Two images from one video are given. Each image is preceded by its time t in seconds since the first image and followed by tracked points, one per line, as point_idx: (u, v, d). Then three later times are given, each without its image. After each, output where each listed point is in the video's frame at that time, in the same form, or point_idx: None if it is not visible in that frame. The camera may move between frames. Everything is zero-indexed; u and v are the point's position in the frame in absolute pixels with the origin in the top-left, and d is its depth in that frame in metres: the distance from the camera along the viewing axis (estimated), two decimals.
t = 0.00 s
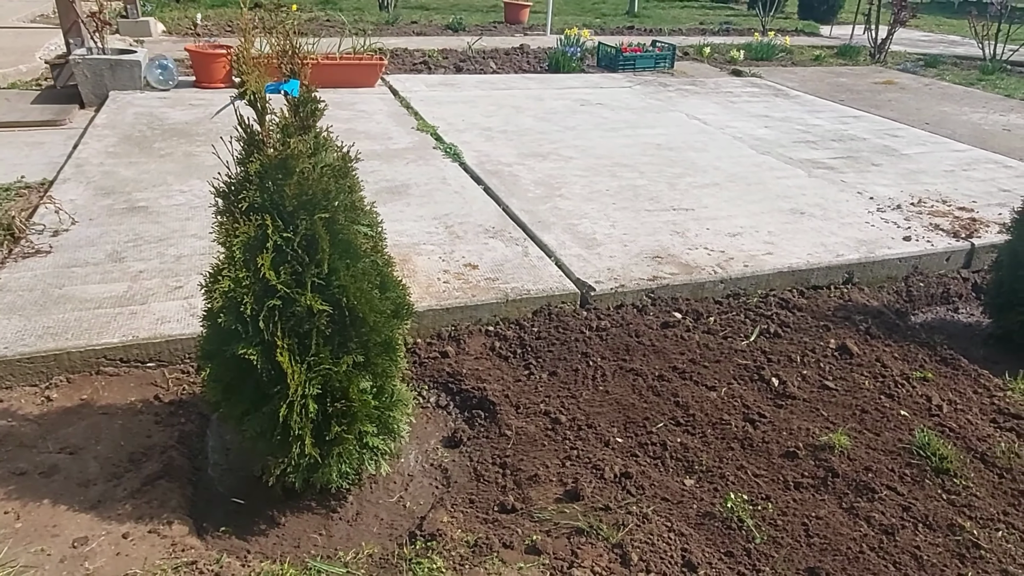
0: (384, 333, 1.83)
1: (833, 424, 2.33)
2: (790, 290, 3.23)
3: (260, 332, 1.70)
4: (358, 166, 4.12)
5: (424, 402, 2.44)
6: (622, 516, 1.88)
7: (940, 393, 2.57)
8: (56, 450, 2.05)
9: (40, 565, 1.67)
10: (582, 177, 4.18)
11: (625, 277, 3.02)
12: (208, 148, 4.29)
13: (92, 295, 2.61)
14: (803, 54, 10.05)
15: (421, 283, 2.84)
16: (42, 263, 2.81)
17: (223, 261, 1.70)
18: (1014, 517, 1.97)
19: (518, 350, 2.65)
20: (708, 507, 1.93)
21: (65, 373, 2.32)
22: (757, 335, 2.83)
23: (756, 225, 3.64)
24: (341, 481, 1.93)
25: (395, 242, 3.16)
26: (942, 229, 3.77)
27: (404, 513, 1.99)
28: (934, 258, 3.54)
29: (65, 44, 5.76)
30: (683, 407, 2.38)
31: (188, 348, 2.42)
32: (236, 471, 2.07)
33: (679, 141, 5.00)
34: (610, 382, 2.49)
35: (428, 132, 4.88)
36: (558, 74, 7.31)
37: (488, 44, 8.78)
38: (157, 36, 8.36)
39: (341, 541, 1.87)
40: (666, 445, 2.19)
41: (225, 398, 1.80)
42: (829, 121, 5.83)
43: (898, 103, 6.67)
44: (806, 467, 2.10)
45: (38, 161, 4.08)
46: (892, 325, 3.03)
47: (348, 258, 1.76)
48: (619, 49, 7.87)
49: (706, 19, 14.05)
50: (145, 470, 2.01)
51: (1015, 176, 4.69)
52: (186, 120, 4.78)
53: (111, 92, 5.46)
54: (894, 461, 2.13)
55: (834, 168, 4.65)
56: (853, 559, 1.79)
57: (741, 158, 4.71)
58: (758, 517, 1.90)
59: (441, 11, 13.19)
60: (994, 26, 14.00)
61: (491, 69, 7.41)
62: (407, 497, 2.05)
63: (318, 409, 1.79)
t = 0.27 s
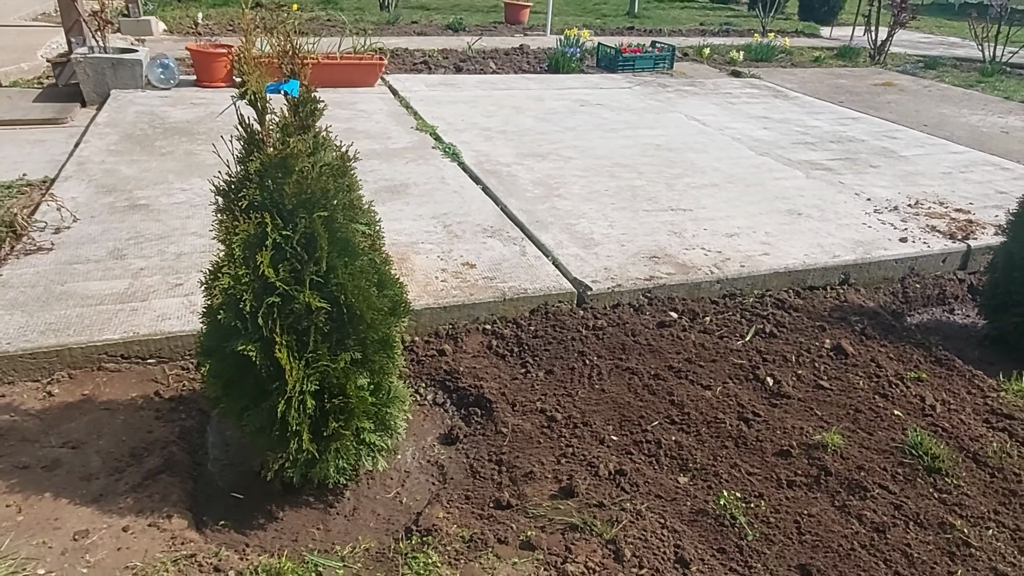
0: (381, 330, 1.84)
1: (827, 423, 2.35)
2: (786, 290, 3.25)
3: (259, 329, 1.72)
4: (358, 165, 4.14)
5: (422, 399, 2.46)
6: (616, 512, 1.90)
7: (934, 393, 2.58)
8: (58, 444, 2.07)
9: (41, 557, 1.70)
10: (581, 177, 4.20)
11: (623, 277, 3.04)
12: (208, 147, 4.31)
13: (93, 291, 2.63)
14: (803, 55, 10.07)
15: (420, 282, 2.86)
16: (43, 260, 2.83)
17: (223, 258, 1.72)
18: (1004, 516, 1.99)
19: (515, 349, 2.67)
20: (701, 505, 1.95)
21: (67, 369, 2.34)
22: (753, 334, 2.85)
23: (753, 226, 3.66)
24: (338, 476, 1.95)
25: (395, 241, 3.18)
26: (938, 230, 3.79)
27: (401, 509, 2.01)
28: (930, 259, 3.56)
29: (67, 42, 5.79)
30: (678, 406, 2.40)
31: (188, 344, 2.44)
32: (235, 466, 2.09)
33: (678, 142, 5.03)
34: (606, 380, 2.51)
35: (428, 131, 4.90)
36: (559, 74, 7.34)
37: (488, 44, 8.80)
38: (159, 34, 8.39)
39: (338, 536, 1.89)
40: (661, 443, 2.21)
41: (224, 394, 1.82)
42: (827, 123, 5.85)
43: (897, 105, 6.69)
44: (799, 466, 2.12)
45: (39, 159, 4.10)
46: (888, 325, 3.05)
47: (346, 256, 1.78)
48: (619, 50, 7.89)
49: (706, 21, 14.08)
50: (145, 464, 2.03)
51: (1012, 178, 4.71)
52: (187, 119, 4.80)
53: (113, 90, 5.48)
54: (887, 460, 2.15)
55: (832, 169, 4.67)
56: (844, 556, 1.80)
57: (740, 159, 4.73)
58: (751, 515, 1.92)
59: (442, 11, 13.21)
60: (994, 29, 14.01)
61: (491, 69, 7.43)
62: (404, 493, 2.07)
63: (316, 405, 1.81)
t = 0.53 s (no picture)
0: (376, 331, 1.85)
1: (820, 425, 2.36)
2: (782, 292, 3.26)
3: (254, 329, 1.72)
4: (357, 166, 4.16)
5: (418, 400, 2.48)
6: (608, 513, 1.91)
7: (928, 396, 2.59)
8: (55, 442, 2.08)
9: (37, 554, 1.71)
10: (579, 179, 4.21)
11: (619, 278, 3.06)
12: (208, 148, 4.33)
13: (92, 291, 2.64)
14: (803, 57, 10.09)
15: (416, 282, 2.87)
16: (43, 259, 2.84)
17: (218, 259, 1.73)
18: (996, 518, 1.99)
19: (511, 350, 2.69)
20: (694, 506, 1.96)
21: (65, 368, 2.36)
22: (748, 336, 2.86)
23: (750, 228, 3.67)
24: (333, 476, 1.96)
25: (392, 242, 3.20)
26: (935, 233, 3.80)
27: (396, 508, 2.02)
28: (927, 262, 3.57)
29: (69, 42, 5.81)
30: (672, 408, 2.41)
31: (186, 344, 2.45)
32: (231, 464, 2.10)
33: (676, 144, 5.04)
34: (600, 381, 2.52)
35: (427, 132, 4.92)
36: (558, 76, 7.35)
37: (489, 45, 8.82)
38: (160, 34, 8.41)
39: (332, 535, 1.91)
40: (654, 445, 2.23)
41: (219, 393, 1.83)
42: (826, 125, 5.86)
43: (896, 107, 6.69)
44: (792, 467, 2.13)
45: (40, 158, 4.12)
46: (883, 328, 3.06)
47: (341, 258, 1.79)
48: (619, 51, 7.91)
49: (707, 22, 14.09)
50: (142, 463, 2.05)
51: (1010, 181, 4.71)
52: (187, 119, 4.82)
53: (113, 90, 5.50)
54: (879, 462, 2.15)
55: (830, 171, 4.68)
56: (835, 557, 1.81)
57: (738, 162, 4.74)
58: (742, 516, 1.93)
59: (443, 11, 13.24)
60: (995, 31, 14.02)
61: (491, 70, 7.45)
62: (398, 492, 2.08)
63: (310, 404, 1.82)
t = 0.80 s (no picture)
0: (363, 334, 1.85)
1: (809, 428, 2.36)
2: (774, 295, 3.27)
3: (241, 332, 1.73)
4: (352, 167, 4.17)
5: (408, 402, 2.49)
6: (594, 516, 1.92)
7: (918, 399, 2.59)
8: (45, 443, 2.10)
9: (25, 554, 1.72)
10: (573, 181, 4.23)
11: (610, 280, 3.06)
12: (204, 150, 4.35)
13: (84, 292, 2.65)
14: (802, 58, 10.09)
15: (408, 284, 2.88)
16: (36, 261, 2.86)
17: (206, 262, 1.73)
18: (982, 523, 1.99)
19: (501, 352, 2.70)
20: (679, 509, 1.97)
21: (57, 369, 2.37)
22: (739, 339, 2.87)
23: (742, 230, 3.68)
24: (320, 477, 1.96)
25: (385, 244, 3.21)
26: (929, 236, 3.80)
27: (383, 510, 2.03)
28: (920, 264, 3.57)
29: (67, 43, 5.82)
30: (661, 410, 2.42)
31: (177, 345, 2.46)
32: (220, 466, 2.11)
33: (672, 146, 5.05)
34: (590, 383, 2.53)
35: (423, 134, 4.93)
36: (556, 77, 7.37)
37: (487, 47, 8.83)
38: (160, 35, 8.43)
39: (319, 537, 1.92)
40: (642, 447, 2.23)
41: (208, 395, 1.84)
42: (823, 126, 5.86)
43: (893, 109, 6.70)
44: (779, 470, 2.13)
45: (36, 159, 4.14)
46: (874, 331, 3.07)
47: (329, 261, 1.80)
48: (616, 52, 7.92)
49: (706, 23, 14.10)
50: (131, 464, 2.06)
51: (1006, 183, 4.71)
52: (183, 120, 4.84)
53: (111, 91, 5.51)
54: (866, 466, 2.16)
55: (825, 173, 4.68)
56: (819, 561, 1.81)
57: (732, 164, 4.75)
58: (728, 519, 1.94)
59: (442, 12, 13.26)
60: (995, 32, 14.01)
61: (489, 71, 7.47)
62: (386, 494, 2.09)
63: (297, 407, 1.82)
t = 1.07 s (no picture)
0: (345, 336, 1.86)
1: (792, 429, 2.38)
2: (762, 296, 3.28)
3: (223, 335, 1.73)
4: (344, 169, 4.19)
5: (395, 403, 2.51)
6: (574, 517, 1.94)
7: (902, 400, 2.60)
8: (32, 445, 2.11)
9: (8, 556, 1.74)
10: (565, 183, 4.24)
11: (598, 282, 3.08)
12: (197, 153, 4.37)
13: (73, 295, 2.67)
14: (798, 59, 10.11)
15: (396, 286, 2.90)
16: (26, 263, 2.87)
17: (188, 266, 1.73)
18: (961, 524, 2.00)
19: (488, 353, 2.71)
20: (660, 510, 1.98)
21: (45, 371, 2.38)
22: (725, 340, 2.88)
23: (732, 232, 3.70)
24: (304, 479, 1.98)
25: (374, 246, 3.22)
26: (918, 237, 3.81)
27: (366, 511, 2.04)
28: (909, 266, 3.58)
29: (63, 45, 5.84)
30: (645, 412, 2.44)
31: (164, 348, 2.48)
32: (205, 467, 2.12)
33: (664, 148, 5.07)
34: (575, 386, 2.55)
35: (417, 135, 4.95)
36: (552, 78, 7.39)
37: (484, 48, 8.85)
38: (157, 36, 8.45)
39: (302, 538, 1.93)
40: (625, 449, 2.25)
41: (190, 397, 1.84)
42: (816, 127, 5.88)
43: (888, 109, 6.72)
44: (760, 472, 2.14)
45: (30, 162, 4.15)
46: (861, 332, 3.08)
47: (311, 264, 1.79)
48: (612, 53, 7.93)
49: (704, 23, 14.12)
50: (116, 465, 2.08)
51: (997, 184, 4.73)
52: (178, 122, 4.86)
53: (107, 93, 5.53)
54: (847, 467, 2.17)
55: (816, 175, 4.70)
56: (796, 562, 1.82)
57: (724, 166, 4.77)
58: (707, 520, 1.95)
59: (440, 13, 13.28)
60: (993, 32, 14.02)
61: (485, 72, 7.49)
62: (370, 495, 2.10)
63: (280, 409, 1.83)
